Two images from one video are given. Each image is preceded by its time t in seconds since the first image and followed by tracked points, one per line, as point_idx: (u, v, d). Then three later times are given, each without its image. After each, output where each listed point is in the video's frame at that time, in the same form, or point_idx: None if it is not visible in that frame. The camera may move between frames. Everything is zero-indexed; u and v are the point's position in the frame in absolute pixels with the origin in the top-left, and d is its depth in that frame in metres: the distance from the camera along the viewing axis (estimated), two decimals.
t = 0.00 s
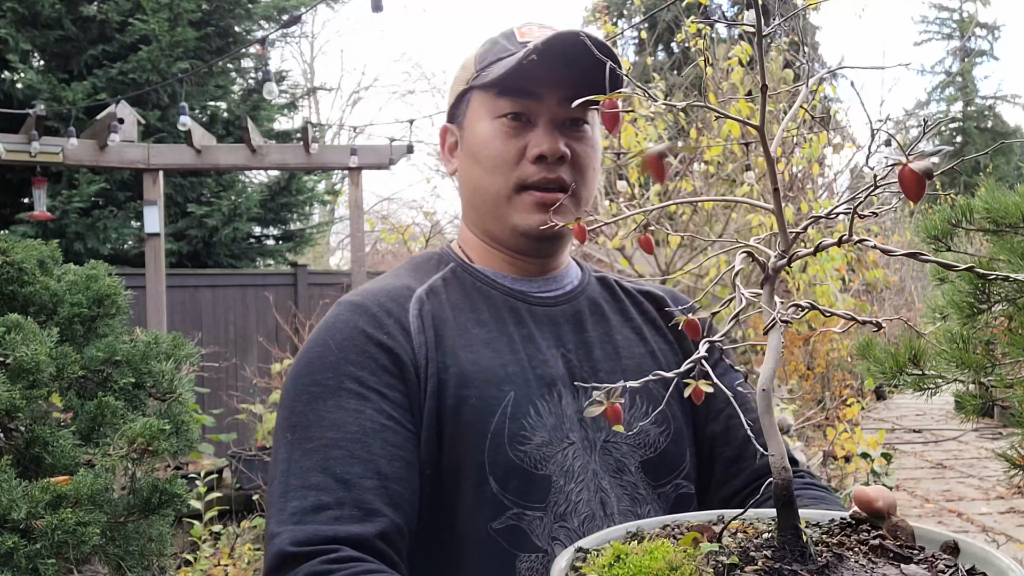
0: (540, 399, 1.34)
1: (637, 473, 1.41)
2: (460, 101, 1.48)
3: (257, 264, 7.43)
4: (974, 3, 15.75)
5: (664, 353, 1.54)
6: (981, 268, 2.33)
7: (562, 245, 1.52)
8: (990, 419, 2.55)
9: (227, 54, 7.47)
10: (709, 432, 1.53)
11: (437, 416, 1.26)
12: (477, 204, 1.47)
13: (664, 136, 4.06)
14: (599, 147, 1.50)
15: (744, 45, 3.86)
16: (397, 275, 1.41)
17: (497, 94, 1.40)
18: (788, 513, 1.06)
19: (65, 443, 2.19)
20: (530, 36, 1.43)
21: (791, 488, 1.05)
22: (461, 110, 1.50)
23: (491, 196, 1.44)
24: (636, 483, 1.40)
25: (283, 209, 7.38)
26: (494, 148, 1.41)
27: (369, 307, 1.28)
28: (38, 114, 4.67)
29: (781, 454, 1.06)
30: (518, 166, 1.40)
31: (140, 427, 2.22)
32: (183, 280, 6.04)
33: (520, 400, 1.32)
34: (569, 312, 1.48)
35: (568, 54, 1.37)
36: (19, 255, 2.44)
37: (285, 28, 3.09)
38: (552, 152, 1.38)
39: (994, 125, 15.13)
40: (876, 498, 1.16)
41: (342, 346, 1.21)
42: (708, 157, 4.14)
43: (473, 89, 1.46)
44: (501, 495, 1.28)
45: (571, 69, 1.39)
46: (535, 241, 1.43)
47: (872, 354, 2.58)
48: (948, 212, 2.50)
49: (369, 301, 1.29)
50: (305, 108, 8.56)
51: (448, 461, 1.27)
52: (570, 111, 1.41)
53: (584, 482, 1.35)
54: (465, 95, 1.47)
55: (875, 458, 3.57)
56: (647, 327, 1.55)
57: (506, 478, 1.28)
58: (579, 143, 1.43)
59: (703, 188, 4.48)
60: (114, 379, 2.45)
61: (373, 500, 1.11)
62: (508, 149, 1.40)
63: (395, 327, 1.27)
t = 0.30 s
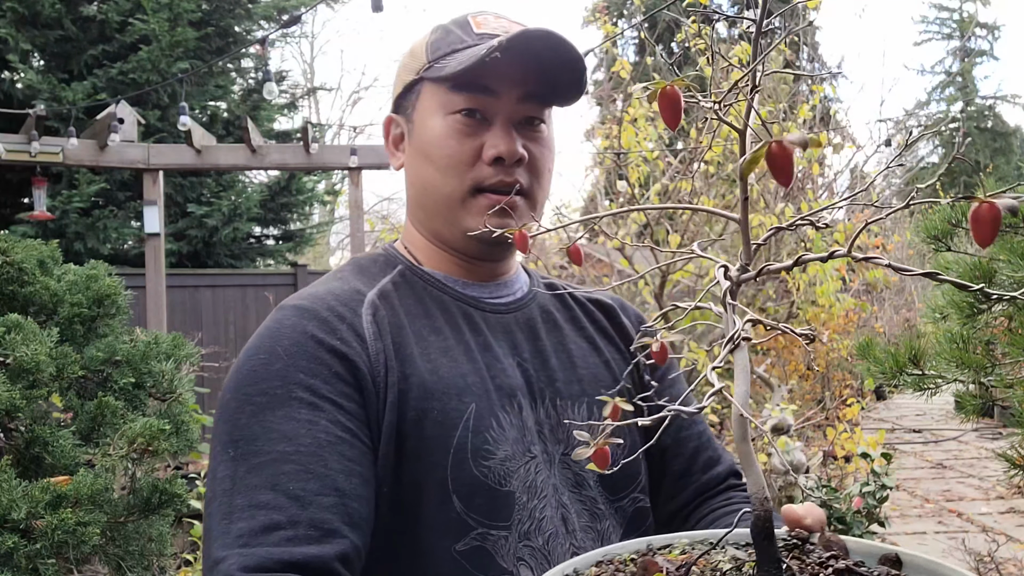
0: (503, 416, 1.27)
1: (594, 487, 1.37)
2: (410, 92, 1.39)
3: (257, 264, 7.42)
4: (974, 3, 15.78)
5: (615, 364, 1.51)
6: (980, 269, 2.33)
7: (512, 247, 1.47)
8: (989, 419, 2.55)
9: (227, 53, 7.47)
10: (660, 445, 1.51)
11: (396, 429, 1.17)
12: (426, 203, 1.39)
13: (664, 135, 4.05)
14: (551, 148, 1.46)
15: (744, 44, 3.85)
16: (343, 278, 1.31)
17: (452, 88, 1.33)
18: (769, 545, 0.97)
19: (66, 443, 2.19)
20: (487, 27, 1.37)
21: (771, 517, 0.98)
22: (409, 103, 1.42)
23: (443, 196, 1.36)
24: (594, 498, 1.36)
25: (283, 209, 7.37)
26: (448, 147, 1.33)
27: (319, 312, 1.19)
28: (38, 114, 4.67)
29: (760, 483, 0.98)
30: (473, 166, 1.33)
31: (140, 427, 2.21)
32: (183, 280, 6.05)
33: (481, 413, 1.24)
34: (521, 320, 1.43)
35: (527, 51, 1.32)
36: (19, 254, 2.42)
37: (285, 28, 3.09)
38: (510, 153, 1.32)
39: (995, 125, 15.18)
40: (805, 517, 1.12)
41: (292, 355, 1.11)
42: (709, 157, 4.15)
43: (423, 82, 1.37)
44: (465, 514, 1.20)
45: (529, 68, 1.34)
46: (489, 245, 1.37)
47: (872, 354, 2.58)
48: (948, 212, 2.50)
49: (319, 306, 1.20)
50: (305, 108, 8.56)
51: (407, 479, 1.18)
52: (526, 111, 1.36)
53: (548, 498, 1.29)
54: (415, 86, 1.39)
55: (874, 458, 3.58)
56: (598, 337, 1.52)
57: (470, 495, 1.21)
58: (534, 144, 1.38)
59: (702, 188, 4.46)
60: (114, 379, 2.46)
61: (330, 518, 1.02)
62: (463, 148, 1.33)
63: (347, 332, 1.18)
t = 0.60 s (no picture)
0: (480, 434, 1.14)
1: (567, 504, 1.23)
2: (367, 85, 1.24)
3: (257, 264, 7.42)
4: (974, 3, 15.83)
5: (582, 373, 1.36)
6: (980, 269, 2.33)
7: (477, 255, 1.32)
8: (989, 419, 2.56)
9: (227, 54, 7.47)
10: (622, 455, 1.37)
11: (364, 444, 1.02)
12: (382, 207, 1.23)
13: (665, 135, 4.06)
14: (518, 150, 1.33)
15: (744, 44, 3.85)
16: (301, 282, 1.14)
17: (413, 83, 1.18)
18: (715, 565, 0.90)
19: (66, 443, 2.19)
20: (449, 18, 1.24)
21: (724, 546, 0.90)
22: (366, 98, 1.26)
23: (401, 201, 1.20)
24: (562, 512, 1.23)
25: (283, 209, 7.37)
26: (409, 147, 1.18)
27: (280, 315, 1.03)
28: (38, 114, 4.66)
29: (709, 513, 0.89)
30: (435, 169, 1.18)
31: (140, 427, 2.22)
32: (183, 280, 6.07)
33: (454, 425, 1.10)
34: (486, 327, 1.28)
35: (496, 45, 1.18)
36: (19, 255, 2.42)
37: (285, 28, 3.09)
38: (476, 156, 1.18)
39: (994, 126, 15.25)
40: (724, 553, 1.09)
41: (253, 362, 0.96)
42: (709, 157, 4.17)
43: (381, 74, 1.22)
44: (438, 533, 1.06)
45: (498, 63, 1.20)
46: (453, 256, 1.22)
47: (871, 354, 2.57)
48: (948, 212, 2.51)
49: (280, 307, 1.04)
50: (305, 108, 8.56)
51: (375, 496, 1.04)
52: (494, 110, 1.23)
53: (520, 514, 1.16)
54: (372, 79, 1.23)
55: (874, 459, 3.59)
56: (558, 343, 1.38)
57: (444, 514, 1.07)
58: (501, 146, 1.24)
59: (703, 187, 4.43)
60: (114, 379, 2.46)
61: (293, 536, 0.88)
62: (425, 148, 1.18)
63: (313, 338, 1.02)
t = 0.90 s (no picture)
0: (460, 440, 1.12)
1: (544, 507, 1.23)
2: (341, 81, 1.22)
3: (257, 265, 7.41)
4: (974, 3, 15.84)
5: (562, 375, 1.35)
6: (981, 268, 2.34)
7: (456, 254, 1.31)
8: (989, 419, 2.56)
9: (227, 53, 7.47)
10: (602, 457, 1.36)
11: (341, 453, 1.00)
12: (360, 204, 1.21)
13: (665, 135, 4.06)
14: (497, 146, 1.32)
15: (744, 44, 3.85)
16: (274, 282, 1.12)
17: (391, 78, 1.17)
18: None
19: (66, 443, 2.19)
20: (426, 12, 1.23)
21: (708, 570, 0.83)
22: (342, 94, 1.25)
23: (380, 198, 1.19)
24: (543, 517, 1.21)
25: (283, 209, 7.36)
26: (387, 143, 1.17)
27: (253, 318, 1.01)
28: (38, 114, 4.66)
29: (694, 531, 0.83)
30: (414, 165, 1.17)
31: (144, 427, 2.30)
32: (183, 280, 6.06)
33: (433, 431, 1.09)
34: (465, 329, 1.27)
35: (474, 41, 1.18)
36: (19, 254, 2.42)
37: (285, 28, 3.08)
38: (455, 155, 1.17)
39: (995, 125, 15.29)
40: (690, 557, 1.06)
41: (225, 367, 0.94)
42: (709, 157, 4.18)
43: (356, 69, 1.21)
44: (417, 543, 1.04)
45: (475, 60, 1.20)
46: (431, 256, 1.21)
47: (871, 354, 2.58)
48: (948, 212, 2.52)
49: (252, 311, 1.02)
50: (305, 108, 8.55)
51: (352, 504, 1.01)
52: (472, 107, 1.22)
53: (500, 521, 1.15)
54: (349, 75, 1.22)
55: (875, 459, 3.59)
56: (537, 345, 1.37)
57: (423, 523, 1.05)
58: (479, 145, 1.24)
59: (703, 188, 4.44)
60: (114, 379, 2.47)
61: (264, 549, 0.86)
62: (403, 145, 1.17)
63: (286, 343, 1.00)
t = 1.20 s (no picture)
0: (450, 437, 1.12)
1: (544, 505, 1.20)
2: (338, 77, 1.22)
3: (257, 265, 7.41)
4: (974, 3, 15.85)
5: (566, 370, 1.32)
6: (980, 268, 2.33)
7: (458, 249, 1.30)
8: (989, 418, 2.56)
9: (227, 54, 7.47)
10: (607, 455, 1.33)
11: (323, 449, 1.00)
12: (359, 199, 1.21)
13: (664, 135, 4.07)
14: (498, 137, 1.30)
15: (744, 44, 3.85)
16: (269, 278, 1.13)
17: (385, 71, 1.17)
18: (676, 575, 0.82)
19: (65, 443, 2.19)
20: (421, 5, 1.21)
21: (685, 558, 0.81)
22: (340, 91, 1.25)
23: (378, 192, 1.18)
24: (541, 515, 1.19)
25: (282, 209, 7.35)
26: (383, 134, 1.16)
27: (241, 315, 1.02)
28: (38, 115, 4.66)
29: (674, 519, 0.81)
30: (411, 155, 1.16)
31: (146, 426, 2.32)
32: (183, 280, 6.06)
33: (421, 427, 1.08)
34: (465, 323, 1.26)
35: (467, 29, 1.17)
36: (18, 254, 2.42)
37: (285, 28, 3.08)
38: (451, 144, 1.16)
39: (996, 125, 15.30)
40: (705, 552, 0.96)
41: (209, 364, 0.94)
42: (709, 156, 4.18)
43: (352, 65, 1.21)
44: (401, 540, 1.03)
45: (470, 48, 1.18)
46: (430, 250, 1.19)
47: (871, 354, 2.57)
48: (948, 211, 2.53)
49: (240, 307, 1.03)
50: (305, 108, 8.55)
51: (336, 500, 1.01)
52: (468, 96, 1.21)
53: (492, 521, 1.13)
54: (345, 71, 1.22)
55: (874, 459, 3.58)
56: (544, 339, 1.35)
57: (407, 520, 1.04)
58: (478, 134, 1.22)
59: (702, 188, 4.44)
60: (114, 379, 2.47)
61: (240, 547, 0.86)
62: (399, 135, 1.16)
63: (272, 340, 1.00)
